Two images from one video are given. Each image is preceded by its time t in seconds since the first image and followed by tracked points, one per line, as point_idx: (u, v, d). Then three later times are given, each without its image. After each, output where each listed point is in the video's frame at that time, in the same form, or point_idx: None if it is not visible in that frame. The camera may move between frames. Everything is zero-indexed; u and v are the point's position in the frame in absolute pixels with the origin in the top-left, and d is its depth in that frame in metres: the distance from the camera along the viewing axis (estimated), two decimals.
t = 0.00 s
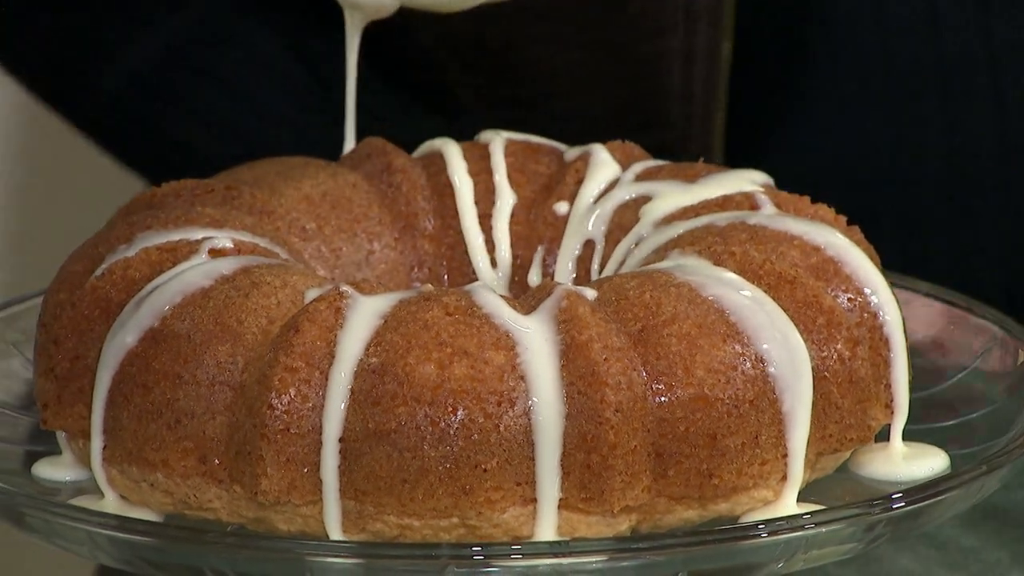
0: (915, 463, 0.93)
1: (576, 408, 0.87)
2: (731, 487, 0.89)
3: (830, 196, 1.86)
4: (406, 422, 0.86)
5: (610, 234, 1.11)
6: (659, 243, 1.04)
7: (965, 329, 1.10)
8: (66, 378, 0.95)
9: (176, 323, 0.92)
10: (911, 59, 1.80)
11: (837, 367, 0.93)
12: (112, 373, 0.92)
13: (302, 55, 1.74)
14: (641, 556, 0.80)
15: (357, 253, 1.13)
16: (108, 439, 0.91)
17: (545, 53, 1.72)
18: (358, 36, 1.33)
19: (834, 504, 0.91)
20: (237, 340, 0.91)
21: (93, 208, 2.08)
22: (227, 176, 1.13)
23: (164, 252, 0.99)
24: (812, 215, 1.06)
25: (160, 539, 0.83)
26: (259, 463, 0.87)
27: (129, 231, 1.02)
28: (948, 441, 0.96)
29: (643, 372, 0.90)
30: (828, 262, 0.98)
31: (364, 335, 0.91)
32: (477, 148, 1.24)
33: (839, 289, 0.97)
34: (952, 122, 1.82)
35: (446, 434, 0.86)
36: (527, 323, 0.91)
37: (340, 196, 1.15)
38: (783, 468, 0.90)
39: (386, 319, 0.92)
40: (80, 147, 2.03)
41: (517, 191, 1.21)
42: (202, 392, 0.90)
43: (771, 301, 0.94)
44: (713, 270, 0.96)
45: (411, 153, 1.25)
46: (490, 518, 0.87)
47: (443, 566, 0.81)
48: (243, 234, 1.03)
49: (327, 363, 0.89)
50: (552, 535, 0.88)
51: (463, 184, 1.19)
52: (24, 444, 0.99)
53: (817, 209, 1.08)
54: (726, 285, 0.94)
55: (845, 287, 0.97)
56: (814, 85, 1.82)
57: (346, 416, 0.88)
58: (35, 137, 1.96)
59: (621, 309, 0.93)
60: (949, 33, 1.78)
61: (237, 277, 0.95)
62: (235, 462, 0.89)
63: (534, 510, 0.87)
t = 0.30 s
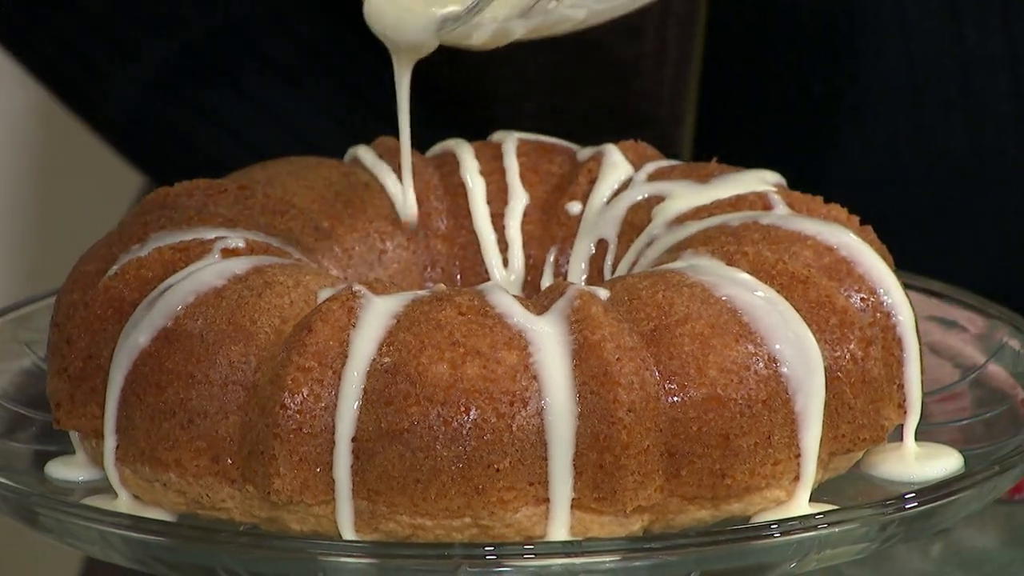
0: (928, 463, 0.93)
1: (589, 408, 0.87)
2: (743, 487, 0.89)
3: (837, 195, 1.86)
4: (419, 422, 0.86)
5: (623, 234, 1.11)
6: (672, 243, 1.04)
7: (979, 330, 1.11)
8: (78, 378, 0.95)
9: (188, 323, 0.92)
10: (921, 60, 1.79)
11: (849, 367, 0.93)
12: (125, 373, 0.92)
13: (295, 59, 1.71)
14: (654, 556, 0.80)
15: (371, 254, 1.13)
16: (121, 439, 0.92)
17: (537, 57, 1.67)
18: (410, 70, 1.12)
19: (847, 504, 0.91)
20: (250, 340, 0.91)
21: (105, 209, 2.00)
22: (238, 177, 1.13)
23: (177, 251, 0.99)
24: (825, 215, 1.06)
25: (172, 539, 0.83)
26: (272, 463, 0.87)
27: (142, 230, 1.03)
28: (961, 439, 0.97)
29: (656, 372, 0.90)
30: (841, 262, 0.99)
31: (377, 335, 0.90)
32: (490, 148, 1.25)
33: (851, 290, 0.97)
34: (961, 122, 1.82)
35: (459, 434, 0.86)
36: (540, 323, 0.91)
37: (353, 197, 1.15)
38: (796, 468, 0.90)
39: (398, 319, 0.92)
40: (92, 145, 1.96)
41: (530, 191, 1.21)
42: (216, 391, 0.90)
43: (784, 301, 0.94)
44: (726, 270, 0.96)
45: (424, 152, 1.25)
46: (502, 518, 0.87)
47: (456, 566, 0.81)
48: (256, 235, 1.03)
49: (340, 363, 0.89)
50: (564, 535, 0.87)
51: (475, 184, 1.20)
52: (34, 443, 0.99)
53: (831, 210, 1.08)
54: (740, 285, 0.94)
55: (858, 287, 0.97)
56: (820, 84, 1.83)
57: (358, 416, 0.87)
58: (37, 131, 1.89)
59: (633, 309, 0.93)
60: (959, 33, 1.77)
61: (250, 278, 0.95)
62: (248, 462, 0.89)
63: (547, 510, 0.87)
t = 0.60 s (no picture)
0: (942, 463, 0.93)
1: (602, 407, 0.87)
2: (757, 487, 0.89)
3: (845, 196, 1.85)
4: (433, 422, 0.86)
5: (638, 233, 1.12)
6: (686, 243, 1.04)
7: (993, 330, 1.11)
8: (92, 377, 0.96)
9: (202, 323, 0.92)
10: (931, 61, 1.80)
11: (863, 367, 0.93)
12: (139, 372, 0.92)
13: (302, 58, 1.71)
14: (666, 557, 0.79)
15: (383, 254, 1.13)
16: (135, 439, 0.92)
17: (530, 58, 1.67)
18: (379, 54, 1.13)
19: (860, 504, 0.91)
20: (264, 340, 0.91)
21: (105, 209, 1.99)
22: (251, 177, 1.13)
23: (190, 251, 0.99)
24: (838, 215, 1.06)
25: (185, 539, 0.83)
26: (285, 463, 0.87)
27: (157, 229, 1.03)
28: (976, 438, 0.97)
29: (669, 372, 0.90)
30: (854, 262, 0.98)
31: (391, 334, 0.90)
32: (504, 148, 1.25)
33: (865, 290, 0.97)
34: (972, 121, 1.81)
35: (473, 434, 0.86)
36: (554, 323, 0.91)
37: (364, 197, 1.15)
38: (809, 467, 0.90)
39: (412, 318, 0.92)
40: (93, 146, 1.95)
41: (543, 191, 1.21)
42: (229, 391, 0.90)
43: (797, 301, 0.94)
44: (739, 270, 0.96)
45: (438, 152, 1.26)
46: (516, 518, 0.87)
47: (469, 566, 0.80)
48: (270, 235, 1.04)
49: (354, 362, 0.89)
50: (578, 535, 0.87)
51: (488, 184, 1.21)
52: (48, 443, 0.99)
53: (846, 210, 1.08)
54: (754, 285, 0.94)
55: (872, 287, 0.97)
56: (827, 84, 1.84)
57: (372, 416, 0.87)
58: (40, 132, 1.88)
59: (647, 309, 0.94)
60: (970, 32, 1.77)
61: (264, 277, 0.96)
62: (261, 461, 0.89)
63: (560, 510, 0.87)
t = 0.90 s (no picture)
0: (955, 463, 0.93)
1: (614, 407, 0.87)
2: (769, 487, 0.89)
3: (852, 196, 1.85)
4: (445, 422, 0.86)
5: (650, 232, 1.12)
6: (699, 242, 1.04)
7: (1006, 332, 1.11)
8: (104, 377, 0.96)
9: (214, 322, 0.92)
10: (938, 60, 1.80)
11: (875, 367, 0.93)
12: (151, 372, 0.92)
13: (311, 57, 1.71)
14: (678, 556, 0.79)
15: (395, 254, 1.13)
16: (147, 438, 0.92)
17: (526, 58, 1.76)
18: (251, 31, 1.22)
19: (873, 504, 0.91)
20: (276, 339, 0.91)
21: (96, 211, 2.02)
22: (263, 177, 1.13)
23: (203, 251, 0.99)
24: (851, 215, 1.06)
25: (197, 538, 0.82)
26: (297, 463, 0.87)
27: (168, 229, 1.03)
28: (990, 438, 0.97)
29: (682, 372, 0.90)
30: (866, 262, 0.98)
31: (403, 334, 0.90)
32: (517, 147, 1.26)
33: (877, 289, 0.97)
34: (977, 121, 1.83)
35: (485, 433, 0.86)
36: (566, 323, 0.91)
37: (375, 197, 1.16)
38: (822, 467, 0.90)
39: (424, 318, 0.92)
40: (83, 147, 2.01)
41: (555, 190, 1.22)
42: (242, 391, 0.90)
43: (809, 301, 0.94)
44: (751, 270, 0.96)
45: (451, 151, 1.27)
46: (527, 518, 0.87)
47: (481, 566, 0.80)
48: (282, 234, 1.04)
49: (366, 362, 0.89)
50: (590, 535, 0.87)
51: (500, 183, 1.21)
52: (61, 443, 0.99)
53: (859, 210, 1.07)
54: (766, 285, 0.94)
55: (884, 287, 0.97)
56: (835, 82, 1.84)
57: (385, 416, 0.87)
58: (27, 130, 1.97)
59: (659, 309, 0.94)
60: (977, 32, 1.77)
61: (276, 277, 0.96)
62: (274, 461, 0.89)
63: (572, 509, 0.87)
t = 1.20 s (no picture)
0: (967, 463, 0.93)
1: (626, 407, 0.87)
2: (780, 487, 0.89)
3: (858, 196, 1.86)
4: (456, 422, 0.86)
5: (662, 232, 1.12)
6: (710, 242, 1.04)
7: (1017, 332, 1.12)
8: (116, 376, 0.96)
9: (225, 322, 0.92)
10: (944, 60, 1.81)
11: (887, 367, 0.93)
12: (163, 371, 0.93)
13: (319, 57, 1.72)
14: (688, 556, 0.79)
15: (406, 253, 1.14)
16: (159, 437, 0.92)
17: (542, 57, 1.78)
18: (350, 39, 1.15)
19: (884, 504, 0.91)
20: (287, 339, 0.91)
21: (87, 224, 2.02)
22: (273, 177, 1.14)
23: (214, 251, 0.99)
24: (862, 214, 1.06)
25: (207, 538, 0.82)
26: (309, 462, 0.87)
27: (181, 229, 1.04)
28: (1001, 437, 0.97)
29: (694, 372, 0.90)
30: (878, 262, 0.98)
31: (414, 334, 0.90)
32: (528, 147, 1.26)
33: (889, 289, 0.97)
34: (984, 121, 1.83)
35: (497, 433, 0.86)
36: (578, 322, 0.91)
37: (386, 196, 1.16)
38: (833, 467, 0.90)
39: (436, 317, 0.92)
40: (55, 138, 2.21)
41: (566, 190, 1.22)
42: (253, 390, 0.90)
43: (820, 301, 0.94)
44: (762, 270, 0.96)
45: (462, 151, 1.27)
46: (539, 517, 0.87)
47: (492, 566, 0.80)
48: (293, 234, 1.04)
49: (377, 362, 0.89)
50: (601, 534, 0.87)
51: (512, 183, 1.22)
52: (72, 442, 1.00)
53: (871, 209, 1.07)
54: (778, 285, 0.94)
55: (895, 287, 0.97)
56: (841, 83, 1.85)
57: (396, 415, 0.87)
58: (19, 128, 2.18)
59: (670, 309, 0.94)
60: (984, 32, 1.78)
61: (287, 276, 0.96)
62: (285, 461, 0.89)
63: (583, 509, 0.87)
